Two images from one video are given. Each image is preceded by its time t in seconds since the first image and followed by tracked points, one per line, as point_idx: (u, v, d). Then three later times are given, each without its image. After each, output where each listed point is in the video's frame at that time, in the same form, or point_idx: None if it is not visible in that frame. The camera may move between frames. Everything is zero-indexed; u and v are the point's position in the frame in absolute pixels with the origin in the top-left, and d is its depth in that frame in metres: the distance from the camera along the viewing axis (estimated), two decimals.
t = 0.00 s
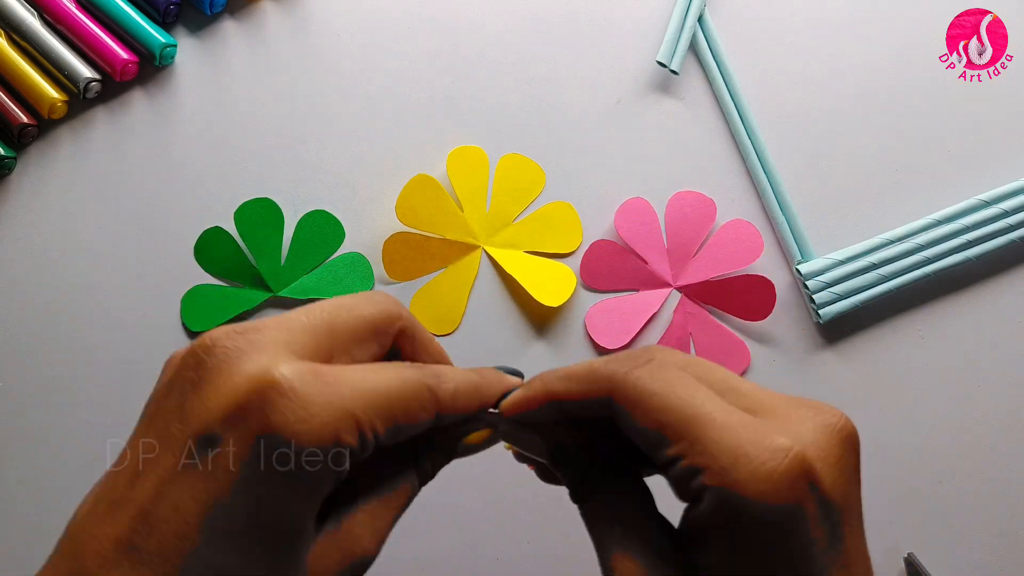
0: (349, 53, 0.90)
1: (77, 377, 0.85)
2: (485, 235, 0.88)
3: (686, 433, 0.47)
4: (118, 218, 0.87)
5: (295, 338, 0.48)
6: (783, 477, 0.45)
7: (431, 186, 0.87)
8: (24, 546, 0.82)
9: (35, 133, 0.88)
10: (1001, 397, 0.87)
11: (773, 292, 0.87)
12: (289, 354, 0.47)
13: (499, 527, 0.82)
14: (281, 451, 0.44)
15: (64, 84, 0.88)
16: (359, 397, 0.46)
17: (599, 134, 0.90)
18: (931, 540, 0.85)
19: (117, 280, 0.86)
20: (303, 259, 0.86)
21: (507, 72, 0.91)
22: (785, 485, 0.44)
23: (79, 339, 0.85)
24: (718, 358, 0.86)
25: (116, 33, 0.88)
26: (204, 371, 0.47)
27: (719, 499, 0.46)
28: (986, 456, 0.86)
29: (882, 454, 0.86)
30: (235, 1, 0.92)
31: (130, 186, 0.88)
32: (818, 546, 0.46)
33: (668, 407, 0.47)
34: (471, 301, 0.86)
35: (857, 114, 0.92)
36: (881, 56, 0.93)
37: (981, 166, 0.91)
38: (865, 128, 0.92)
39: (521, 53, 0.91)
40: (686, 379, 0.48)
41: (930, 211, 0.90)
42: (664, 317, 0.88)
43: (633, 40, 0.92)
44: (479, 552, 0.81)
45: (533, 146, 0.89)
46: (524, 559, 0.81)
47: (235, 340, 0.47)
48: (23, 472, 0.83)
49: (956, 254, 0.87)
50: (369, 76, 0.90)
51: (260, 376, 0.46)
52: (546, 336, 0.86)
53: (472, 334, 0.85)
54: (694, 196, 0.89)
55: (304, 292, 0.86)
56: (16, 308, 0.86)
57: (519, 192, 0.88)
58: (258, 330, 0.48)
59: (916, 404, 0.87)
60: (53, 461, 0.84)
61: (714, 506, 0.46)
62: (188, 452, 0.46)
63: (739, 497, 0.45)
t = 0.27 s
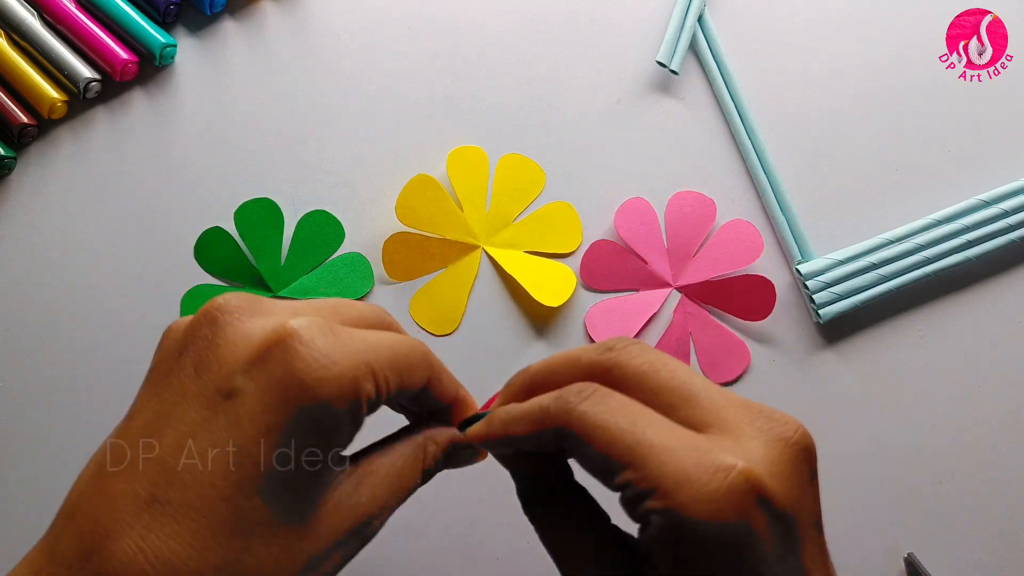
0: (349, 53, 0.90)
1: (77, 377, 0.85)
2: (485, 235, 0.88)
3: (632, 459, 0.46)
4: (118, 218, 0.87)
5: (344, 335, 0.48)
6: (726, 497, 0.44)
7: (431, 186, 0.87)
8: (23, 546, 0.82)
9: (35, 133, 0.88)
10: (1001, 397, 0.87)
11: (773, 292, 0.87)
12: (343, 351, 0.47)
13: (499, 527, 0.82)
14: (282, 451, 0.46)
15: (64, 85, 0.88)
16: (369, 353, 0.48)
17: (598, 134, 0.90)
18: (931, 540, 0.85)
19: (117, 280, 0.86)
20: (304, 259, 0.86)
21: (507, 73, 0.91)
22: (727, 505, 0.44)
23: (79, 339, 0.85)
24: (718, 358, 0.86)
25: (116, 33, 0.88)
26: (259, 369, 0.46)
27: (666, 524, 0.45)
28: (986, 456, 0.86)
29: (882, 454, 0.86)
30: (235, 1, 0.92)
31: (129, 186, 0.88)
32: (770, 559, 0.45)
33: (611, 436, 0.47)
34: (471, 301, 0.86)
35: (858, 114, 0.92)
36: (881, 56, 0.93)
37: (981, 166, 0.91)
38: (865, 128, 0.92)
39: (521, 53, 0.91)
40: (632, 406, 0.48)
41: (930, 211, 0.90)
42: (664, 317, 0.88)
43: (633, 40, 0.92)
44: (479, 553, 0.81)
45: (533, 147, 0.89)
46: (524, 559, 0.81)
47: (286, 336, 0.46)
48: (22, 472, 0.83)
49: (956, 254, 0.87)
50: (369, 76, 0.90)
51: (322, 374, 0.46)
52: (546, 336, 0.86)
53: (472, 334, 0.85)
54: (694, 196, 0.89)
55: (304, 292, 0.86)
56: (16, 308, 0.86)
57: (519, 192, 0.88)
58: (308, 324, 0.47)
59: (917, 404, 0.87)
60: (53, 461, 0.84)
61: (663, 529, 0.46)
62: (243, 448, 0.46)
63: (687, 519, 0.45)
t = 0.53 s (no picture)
0: (349, 53, 0.90)
1: (77, 378, 0.85)
2: (485, 235, 0.88)
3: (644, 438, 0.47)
4: (118, 218, 0.87)
5: (378, 362, 0.48)
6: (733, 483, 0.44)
7: (431, 186, 0.87)
8: (23, 546, 0.82)
9: (35, 133, 0.88)
10: (1000, 397, 0.87)
11: (772, 292, 0.87)
12: (378, 378, 0.47)
13: (499, 526, 0.82)
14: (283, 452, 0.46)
15: (64, 85, 0.88)
16: (402, 379, 0.49)
17: (598, 133, 0.90)
18: (931, 539, 0.85)
19: (116, 281, 0.86)
20: (303, 259, 0.86)
21: (507, 72, 0.91)
22: (737, 489, 0.44)
23: (79, 339, 0.85)
24: (718, 358, 0.86)
25: (116, 33, 0.88)
26: (296, 393, 0.47)
27: (675, 506, 0.46)
28: (986, 455, 0.86)
29: (883, 454, 0.86)
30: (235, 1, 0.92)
31: (129, 186, 0.88)
32: (773, 548, 0.46)
33: (624, 418, 0.48)
34: (471, 301, 0.86)
35: (857, 114, 0.92)
36: (880, 56, 0.93)
37: (981, 166, 0.91)
38: (865, 128, 0.92)
39: (521, 53, 0.91)
40: (642, 389, 0.49)
41: (929, 211, 0.90)
42: (663, 317, 0.88)
43: (633, 40, 0.92)
44: (479, 552, 0.81)
45: (533, 147, 0.89)
46: (524, 559, 0.81)
47: (324, 363, 0.46)
48: (22, 472, 0.83)
49: (956, 254, 0.87)
50: (369, 76, 0.90)
51: (359, 402, 0.46)
52: (546, 337, 0.86)
53: (472, 334, 0.85)
54: (693, 196, 0.89)
55: (304, 292, 0.86)
56: (16, 308, 0.86)
57: (519, 193, 0.88)
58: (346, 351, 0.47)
59: (917, 404, 0.87)
60: (53, 461, 0.83)
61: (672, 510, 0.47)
62: (276, 468, 0.46)
63: (696, 503, 0.45)
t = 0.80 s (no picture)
0: (350, 53, 0.90)
1: (77, 378, 0.85)
2: (485, 235, 0.88)
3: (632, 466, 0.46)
4: (119, 218, 0.87)
5: (362, 333, 0.49)
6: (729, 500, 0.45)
7: (431, 186, 0.87)
8: (24, 546, 0.82)
9: (35, 133, 0.88)
10: (1000, 397, 0.87)
11: (772, 292, 0.87)
12: (363, 347, 0.48)
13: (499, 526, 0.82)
14: (284, 450, 0.47)
15: (64, 85, 0.88)
16: (389, 349, 0.49)
17: (598, 133, 0.90)
18: (930, 539, 0.85)
19: (117, 280, 0.86)
20: (304, 259, 0.87)
21: (507, 72, 0.91)
22: (728, 501, 0.45)
23: (79, 339, 0.85)
24: (717, 358, 0.87)
25: (117, 33, 0.88)
26: (283, 367, 0.47)
27: (666, 526, 0.46)
28: (986, 455, 0.86)
29: (883, 454, 0.86)
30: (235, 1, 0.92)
31: (130, 186, 0.88)
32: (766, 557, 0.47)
33: (609, 445, 0.46)
34: (471, 301, 0.86)
35: (857, 114, 0.92)
36: (880, 56, 0.93)
37: (981, 166, 0.91)
38: (865, 128, 0.92)
39: (521, 53, 0.91)
40: (626, 414, 0.47)
41: (930, 211, 0.90)
42: (663, 317, 0.88)
43: (633, 40, 0.92)
44: (480, 552, 0.81)
45: (533, 147, 0.89)
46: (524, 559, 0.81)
47: (308, 334, 0.48)
48: (22, 471, 0.83)
49: (956, 254, 0.87)
50: (369, 76, 0.90)
51: (343, 372, 0.47)
52: (546, 336, 0.86)
53: (472, 334, 0.85)
54: (693, 196, 0.89)
55: (304, 292, 0.86)
56: (16, 308, 0.86)
57: (519, 193, 0.88)
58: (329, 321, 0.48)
59: (917, 404, 0.87)
60: (53, 461, 0.84)
61: (662, 531, 0.46)
62: (269, 444, 0.47)
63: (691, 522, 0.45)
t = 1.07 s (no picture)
0: (350, 52, 0.90)
1: (77, 378, 0.85)
2: (485, 235, 0.88)
3: (666, 442, 0.47)
4: (119, 218, 0.87)
5: (356, 328, 0.49)
6: (764, 486, 0.45)
7: (431, 186, 0.87)
8: (24, 546, 0.82)
9: (35, 133, 0.88)
10: (1000, 397, 0.87)
11: (772, 293, 0.87)
12: (355, 342, 0.48)
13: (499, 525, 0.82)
14: (288, 448, 0.47)
15: (64, 85, 0.88)
16: (383, 343, 0.49)
17: (598, 133, 0.90)
18: (930, 539, 0.85)
19: (117, 280, 0.86)
20: (303, 259, 0.86)
21: (508, 72, 0.91)
22: (764, 480, 0.45)
23: (79, 339, 0.85)
24: (717, 358, 0.87)
25: (117, 33, 0.88)
26: (274, 360, 0.48)
27: (702, 504, 0.47)
28: (986, 455, 0.86)
29: (884, 454, 0.86)
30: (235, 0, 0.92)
31: (130, 186, 0.88)
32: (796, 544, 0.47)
33: (643, 421, 0.48)
34: (471, 301, 0.86)
35: (857, 114, 0.92)
36: (880, 56, 0.93)
37: (981, 166, 0.91)
38: (865, 128, 0.92)
39: (521, 53, 0.91)
40: (657, 395, 0.49)
41: (929, 211, 0.90)
42: (664, 317, 0.88)
43: (633, 40, 0.92)
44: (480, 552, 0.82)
45: (533, 147, 0.89)
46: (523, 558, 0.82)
47: (302, 329, 0.48)
48: (22, 472, 0.83)
49: (956, 254, 0.87)
50: (369, 76, 0.90)
51: (333, 365, 0.47)
52: (546, 337, 0.86)
53: (472, 334, 0.86)
54: (693, 196, 0.89)
55: (304, 292, 0.86)
56: (16, 308, 0.86)
57: (519, 192, 0.88)
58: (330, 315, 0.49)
59: (917, 404, 0.87)
60: (53, 461, 0.84)
61: (698, 509, 0.47)
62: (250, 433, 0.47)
63: (720, 503, 0.46)
